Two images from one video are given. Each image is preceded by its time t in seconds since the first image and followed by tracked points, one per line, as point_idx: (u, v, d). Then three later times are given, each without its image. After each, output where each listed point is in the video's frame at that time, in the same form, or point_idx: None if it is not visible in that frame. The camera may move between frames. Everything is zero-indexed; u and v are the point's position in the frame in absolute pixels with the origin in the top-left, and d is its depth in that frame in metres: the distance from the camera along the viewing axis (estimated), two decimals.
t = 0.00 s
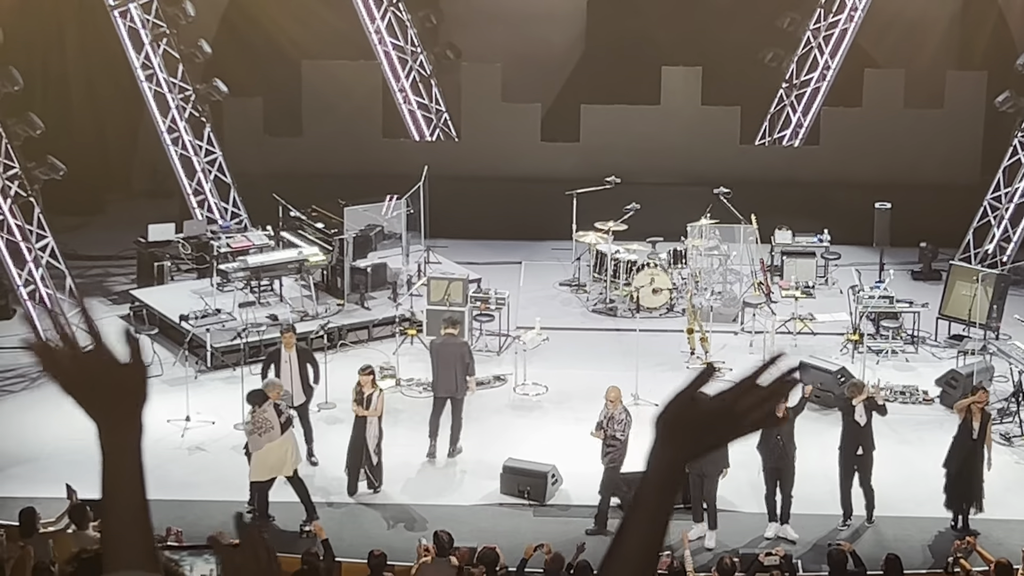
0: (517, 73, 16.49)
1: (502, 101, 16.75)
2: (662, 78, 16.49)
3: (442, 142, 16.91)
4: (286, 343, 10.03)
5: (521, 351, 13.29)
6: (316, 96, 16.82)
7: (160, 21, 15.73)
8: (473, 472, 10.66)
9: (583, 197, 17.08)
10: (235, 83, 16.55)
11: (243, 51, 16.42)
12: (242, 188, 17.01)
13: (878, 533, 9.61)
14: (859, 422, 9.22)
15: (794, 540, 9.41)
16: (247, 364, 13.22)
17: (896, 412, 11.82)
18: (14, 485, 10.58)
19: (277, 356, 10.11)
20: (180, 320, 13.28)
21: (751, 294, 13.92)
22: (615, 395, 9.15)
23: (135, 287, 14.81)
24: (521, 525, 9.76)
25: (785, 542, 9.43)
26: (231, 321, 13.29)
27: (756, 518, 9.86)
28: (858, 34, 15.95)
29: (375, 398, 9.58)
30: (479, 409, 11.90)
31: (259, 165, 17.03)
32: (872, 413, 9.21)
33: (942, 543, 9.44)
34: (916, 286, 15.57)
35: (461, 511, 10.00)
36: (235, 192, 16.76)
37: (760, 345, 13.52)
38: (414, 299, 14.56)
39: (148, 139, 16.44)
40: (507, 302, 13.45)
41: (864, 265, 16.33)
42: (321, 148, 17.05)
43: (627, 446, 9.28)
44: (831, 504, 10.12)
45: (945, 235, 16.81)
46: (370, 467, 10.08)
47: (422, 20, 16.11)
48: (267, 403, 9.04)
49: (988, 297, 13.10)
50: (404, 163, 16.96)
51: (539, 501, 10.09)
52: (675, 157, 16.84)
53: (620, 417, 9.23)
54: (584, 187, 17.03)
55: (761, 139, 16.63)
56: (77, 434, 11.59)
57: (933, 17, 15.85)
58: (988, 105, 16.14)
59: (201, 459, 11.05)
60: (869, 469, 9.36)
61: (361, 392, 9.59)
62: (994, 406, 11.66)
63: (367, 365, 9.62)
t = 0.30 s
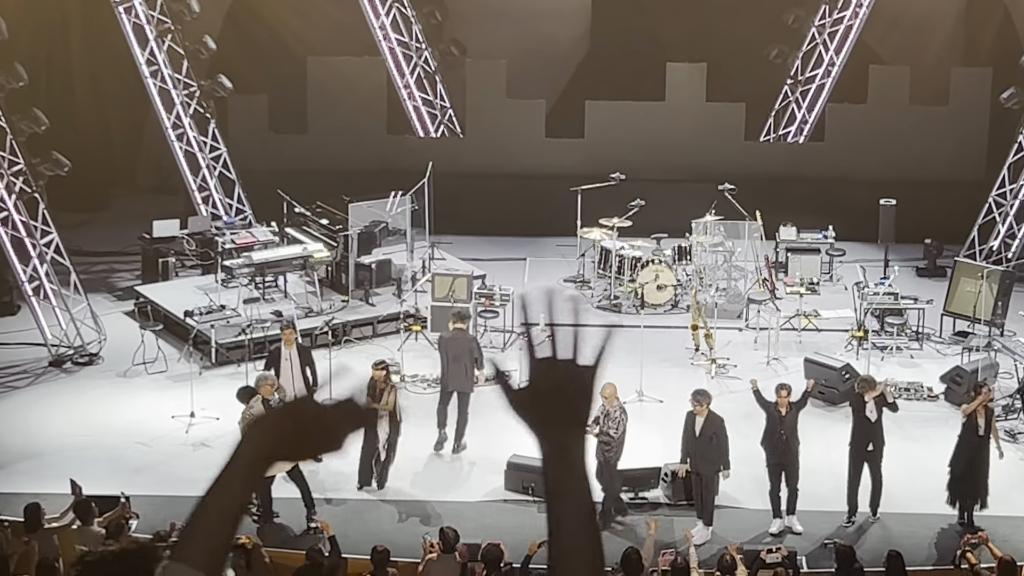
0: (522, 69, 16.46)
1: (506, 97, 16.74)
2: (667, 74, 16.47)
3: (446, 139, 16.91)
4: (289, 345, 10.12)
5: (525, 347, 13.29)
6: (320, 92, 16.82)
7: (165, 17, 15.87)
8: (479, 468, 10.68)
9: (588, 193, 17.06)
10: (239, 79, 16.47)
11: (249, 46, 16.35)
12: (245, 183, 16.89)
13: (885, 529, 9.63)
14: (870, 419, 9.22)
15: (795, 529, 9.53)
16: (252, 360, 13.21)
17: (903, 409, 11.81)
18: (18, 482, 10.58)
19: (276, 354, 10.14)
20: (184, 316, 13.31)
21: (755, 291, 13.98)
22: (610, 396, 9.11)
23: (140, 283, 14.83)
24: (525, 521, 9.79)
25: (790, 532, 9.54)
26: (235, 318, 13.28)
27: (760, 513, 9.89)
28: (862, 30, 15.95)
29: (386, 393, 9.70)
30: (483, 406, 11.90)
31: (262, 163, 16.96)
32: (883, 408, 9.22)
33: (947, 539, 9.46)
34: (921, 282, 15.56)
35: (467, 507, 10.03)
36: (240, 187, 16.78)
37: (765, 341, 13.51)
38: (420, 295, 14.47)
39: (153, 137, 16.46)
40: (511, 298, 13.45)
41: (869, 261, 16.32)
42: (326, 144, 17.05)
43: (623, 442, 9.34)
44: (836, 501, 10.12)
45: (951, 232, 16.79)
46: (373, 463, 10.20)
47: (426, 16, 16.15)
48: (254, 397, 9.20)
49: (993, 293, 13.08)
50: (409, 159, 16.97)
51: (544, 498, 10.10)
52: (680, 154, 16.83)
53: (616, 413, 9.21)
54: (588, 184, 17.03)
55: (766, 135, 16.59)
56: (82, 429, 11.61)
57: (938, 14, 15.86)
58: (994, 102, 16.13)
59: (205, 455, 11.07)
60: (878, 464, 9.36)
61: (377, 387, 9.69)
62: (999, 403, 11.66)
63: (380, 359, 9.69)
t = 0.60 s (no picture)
0: (525, 64, 16.45)
1: (510, 92, 16.73)
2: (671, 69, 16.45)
3: (450, 134, 16.93)
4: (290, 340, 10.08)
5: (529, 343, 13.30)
6: (324, 87, 16.81)
7: (168, 13, 15.78)
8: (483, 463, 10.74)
9: (592, 188, 17.06)
10: (243, 75, 16.44)
11: (252, 43, 16.30)
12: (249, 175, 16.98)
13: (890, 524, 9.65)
14: (880, 415, 9.22)
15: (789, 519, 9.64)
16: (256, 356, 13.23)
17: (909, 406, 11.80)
18: (23, 477, 10.60)
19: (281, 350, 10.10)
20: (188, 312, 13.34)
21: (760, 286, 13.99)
22: (608, 394, 9.09)
23: (143, 278, 14.83)
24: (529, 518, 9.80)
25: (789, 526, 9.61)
26: (239, 314, 13.34)
27: (764, 508, 9.91)
28: (867, 26, 15.87)
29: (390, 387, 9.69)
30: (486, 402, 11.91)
31: (268, 158, 17.04)
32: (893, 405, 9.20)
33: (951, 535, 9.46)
34: (925, 278, 15.55)
35: (470, 503, 10.04)
36: (244, 182, 16.82)
37: (769, 338, 13.51)
38: (423, 291, 14.65)
39: (156, 134, 16.45)
40: (516, 294, 13.42)
41: (873, 257, 16.32)
42: (330, 140, 17.07)
43: (623, 438, 9.29)
44: (839, 497, 10.12)
45: (955, 228, 16.77)
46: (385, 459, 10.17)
47: (430, 11, 16.07)
48: (256, 394, 9.16)
49: (997, 290, 13.07)
50: (413, 154, 16.97)
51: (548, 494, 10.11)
52: (684, 149, 16.85)
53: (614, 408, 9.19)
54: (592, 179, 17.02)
55: (770, 131, 16.59)
56: (86, 425, 11.62)
57: (944, 10, 15.72)
58: (998, 98, 16.12)
59: (209, 450, 11.08)
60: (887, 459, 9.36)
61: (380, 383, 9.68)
62: (1003, 399, 11.66)
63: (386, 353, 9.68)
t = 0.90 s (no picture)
0: (530, 58, 16.44)
1: (515, 86, 16.72)
2: (676, 62, 16.42)
3: (454, 128, 16.88)
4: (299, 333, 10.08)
5: (534, 337, 13.31)
6: (329, 81, 16.83)
7: (174, 7, 15.96)
8: (488, 455, 10.72)
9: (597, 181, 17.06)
10: (248, 69, 16.52)
11: (257, 39, 16.37)
12: (255, 172, 16.93)
13: (895, 518, 9.66)
14: (888, 408, 9.22)
15: (793, 513, 9.65)
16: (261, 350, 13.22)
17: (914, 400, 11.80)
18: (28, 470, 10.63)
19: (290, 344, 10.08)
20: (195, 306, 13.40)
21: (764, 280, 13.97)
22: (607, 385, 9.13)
23: (148, 272, 14.85)
24: (533, 511, 9.81)
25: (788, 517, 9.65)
26: (244, 307, 13.38)
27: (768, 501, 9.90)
28: (872, 19, 15.87)
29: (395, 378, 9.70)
30: (489, 395, 11.92)
31: (272, 153, 17.00)
32: (901, 398, 9.21)
33: (957, 528, 9.46)
34: (931, 272, 15.54)
35: (475, 497, 10.04)
36: (249, 176, 16.78)
37: (774, 331, 13.49)
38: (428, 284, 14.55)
39: (161, 126, 16.51)
40: (521, 288, 13.42)
41: (878, 251, 16.30)
42: (336, 134, 17.12)
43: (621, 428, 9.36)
44: (844, 490, 10.11)
45: (960, 222, 16.74)
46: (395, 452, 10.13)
47: (435, 4, 16.09)
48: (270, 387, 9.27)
49: (1002, 283, 13.06)
50: (417, 148, 16.96)
51: (553, 488, 10.12)
52: (690, 144, 16.90)
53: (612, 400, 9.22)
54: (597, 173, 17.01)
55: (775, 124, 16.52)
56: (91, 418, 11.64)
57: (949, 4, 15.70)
58: (1004, 91, 16.07)
59: (214, 443, 11.10)
60: (894, 451, 9.35)
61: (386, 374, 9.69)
62: (1007, 392, 11.65)
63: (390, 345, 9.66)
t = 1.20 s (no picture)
0: (537, 53, 16.49)
1: (521, 81, 16.76)
2: (682, 57, 16.44)
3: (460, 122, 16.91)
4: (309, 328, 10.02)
5: (540, 332, 13.30)
6: (335, 75, 16.84)
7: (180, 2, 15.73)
8: (491, 451, 10.71)
9: (603, 176, 17.02)
10: (255, 65, 16.60)
11: (267, 36, 16.50)
12: (261, 166, 16.94)
13: (901, 514, 9.63)
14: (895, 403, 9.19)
15: (799, 507, 9.65)
16: (267, 344, 13.22)
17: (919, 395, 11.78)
18: (33, 464, 10.65)
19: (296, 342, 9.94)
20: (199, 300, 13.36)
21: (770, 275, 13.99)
22: (601, 374, 9.12)
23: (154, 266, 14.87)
24: (538, 506, 9.78)
25: (792, 510, 9.67)
26: (250, 302, 13.41)
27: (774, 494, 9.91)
28: (878, 14, 15.91)
29: (405, 369, 9.73)
30: (494, 390, 11.91)
31: (278, 148, 17.00)
32: (909, 393, 9.17)
33: (962, 524, 9.43)
34: (937, 267, 15.50)
35: (480, 492, 10.04)
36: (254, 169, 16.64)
37: (780, 326, 13.48)
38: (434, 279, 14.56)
39: (168, 121, 16.53)
40: (526, 283, 13.27)
41: (884, 246, 16.26)
42: (340, 128, 17.05)
43: (616, 420, 9.30)
44: (850, 486, 10.10)
45: (966, 217, 16.70)
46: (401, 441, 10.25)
47: None
48: (299, 380, 9.34)
49: (1009, 278, 13.04)
50: (423, 142, 16.94)
51: (559, 482, 10.11)
52: (697, 139, 16.75)
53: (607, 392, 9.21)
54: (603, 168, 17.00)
55: (782, 119, 16.58)
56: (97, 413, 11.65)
57: None
58: (1011, 85, 16.07)
59: (220, 439, 11.11)
60: (899, 445, 9.35)
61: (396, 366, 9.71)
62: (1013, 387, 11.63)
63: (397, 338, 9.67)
